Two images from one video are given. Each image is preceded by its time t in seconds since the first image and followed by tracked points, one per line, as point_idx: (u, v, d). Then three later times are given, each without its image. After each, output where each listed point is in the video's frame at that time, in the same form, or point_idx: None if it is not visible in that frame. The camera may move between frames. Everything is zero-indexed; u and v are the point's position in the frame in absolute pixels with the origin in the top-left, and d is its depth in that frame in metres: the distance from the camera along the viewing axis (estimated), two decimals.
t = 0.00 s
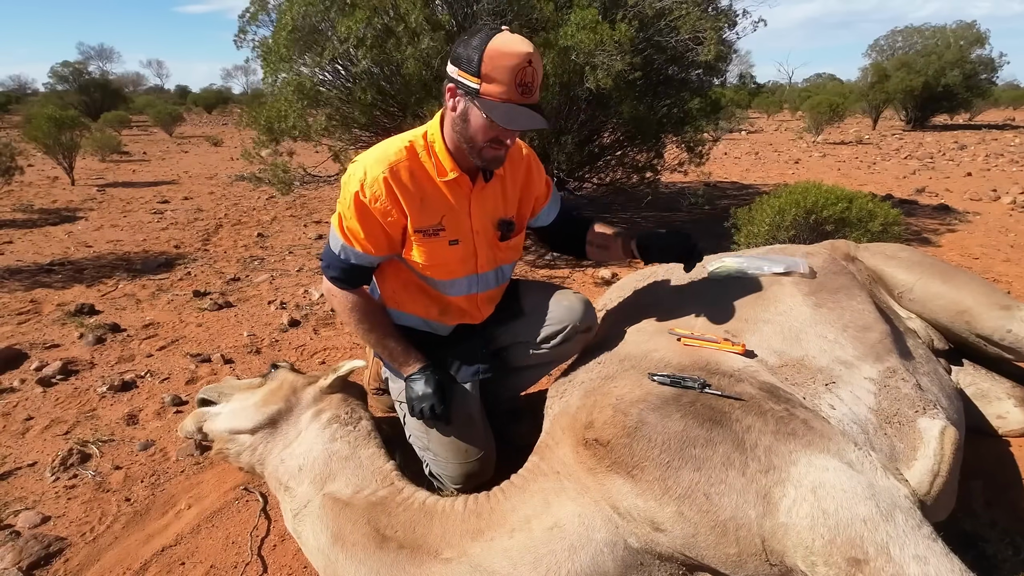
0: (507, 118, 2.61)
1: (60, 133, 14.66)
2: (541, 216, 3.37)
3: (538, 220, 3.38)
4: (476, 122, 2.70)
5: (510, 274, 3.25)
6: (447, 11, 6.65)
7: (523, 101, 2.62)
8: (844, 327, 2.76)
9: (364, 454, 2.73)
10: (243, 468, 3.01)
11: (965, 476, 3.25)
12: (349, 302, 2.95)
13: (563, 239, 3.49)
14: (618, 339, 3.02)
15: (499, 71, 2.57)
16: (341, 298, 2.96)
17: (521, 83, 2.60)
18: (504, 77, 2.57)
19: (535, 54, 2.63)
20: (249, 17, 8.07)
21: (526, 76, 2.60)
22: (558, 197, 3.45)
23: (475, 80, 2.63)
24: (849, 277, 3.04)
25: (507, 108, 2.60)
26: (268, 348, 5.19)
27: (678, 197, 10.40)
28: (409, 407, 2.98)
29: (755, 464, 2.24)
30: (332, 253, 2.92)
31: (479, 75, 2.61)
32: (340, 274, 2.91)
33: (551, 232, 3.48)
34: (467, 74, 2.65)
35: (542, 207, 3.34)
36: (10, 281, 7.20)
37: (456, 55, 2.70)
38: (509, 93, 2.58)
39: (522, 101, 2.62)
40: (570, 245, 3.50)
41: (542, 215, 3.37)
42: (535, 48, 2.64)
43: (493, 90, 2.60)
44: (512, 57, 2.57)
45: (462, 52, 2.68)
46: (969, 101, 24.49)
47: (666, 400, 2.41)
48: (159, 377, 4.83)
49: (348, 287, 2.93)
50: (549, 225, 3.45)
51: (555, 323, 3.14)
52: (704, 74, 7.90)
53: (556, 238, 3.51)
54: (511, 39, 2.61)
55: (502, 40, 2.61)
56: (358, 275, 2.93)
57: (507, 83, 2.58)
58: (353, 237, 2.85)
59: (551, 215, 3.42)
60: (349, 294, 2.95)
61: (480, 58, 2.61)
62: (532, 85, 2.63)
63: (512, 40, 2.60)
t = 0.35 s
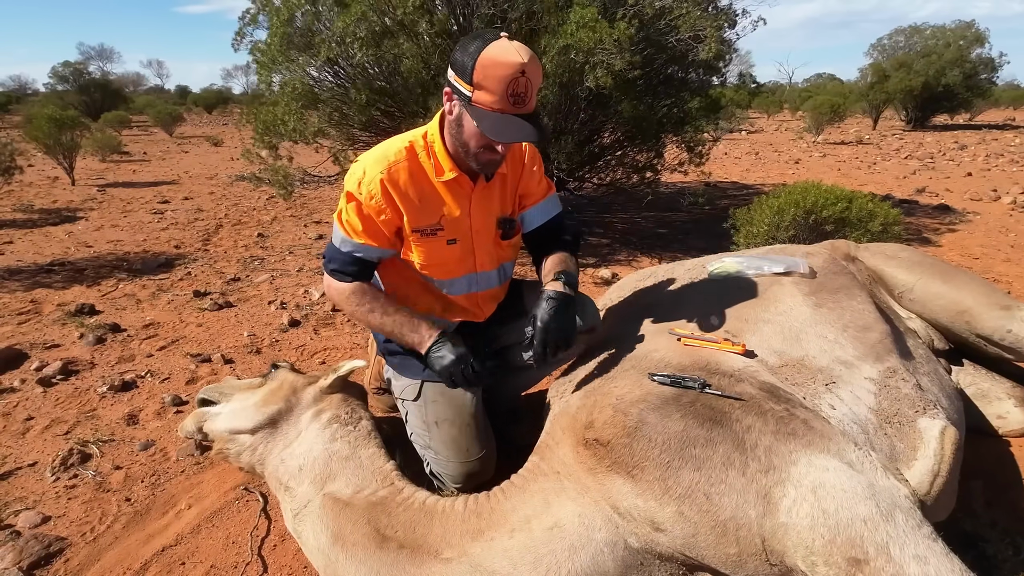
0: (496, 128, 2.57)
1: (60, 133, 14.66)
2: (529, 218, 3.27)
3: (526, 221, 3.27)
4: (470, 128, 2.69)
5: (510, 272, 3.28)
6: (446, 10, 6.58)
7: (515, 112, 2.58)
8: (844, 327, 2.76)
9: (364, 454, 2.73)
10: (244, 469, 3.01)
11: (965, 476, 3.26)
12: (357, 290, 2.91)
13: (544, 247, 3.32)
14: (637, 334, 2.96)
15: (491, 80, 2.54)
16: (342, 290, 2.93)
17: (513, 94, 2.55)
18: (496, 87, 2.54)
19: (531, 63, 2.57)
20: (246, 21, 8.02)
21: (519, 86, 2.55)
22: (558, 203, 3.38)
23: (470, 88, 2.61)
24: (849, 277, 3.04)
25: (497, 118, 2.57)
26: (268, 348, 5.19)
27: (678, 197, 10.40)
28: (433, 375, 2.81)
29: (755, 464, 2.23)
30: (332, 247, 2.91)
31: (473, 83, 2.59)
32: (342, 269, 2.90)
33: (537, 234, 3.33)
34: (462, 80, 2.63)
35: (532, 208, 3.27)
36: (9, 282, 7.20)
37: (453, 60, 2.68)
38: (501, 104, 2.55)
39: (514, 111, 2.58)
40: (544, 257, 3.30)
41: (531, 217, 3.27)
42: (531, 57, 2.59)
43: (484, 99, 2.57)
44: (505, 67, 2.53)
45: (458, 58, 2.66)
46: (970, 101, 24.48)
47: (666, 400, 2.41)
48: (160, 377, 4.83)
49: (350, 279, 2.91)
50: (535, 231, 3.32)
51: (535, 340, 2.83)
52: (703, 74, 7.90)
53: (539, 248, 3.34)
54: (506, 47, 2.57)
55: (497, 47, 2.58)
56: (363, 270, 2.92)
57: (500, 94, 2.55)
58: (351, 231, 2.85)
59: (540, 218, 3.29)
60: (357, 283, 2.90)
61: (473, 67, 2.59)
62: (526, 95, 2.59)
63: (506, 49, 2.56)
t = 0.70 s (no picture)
0: (462, 125, 2.60)
1: (60, 133, 14.64)
2: (530, 212, 3.24)
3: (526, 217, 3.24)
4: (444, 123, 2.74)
5: (514, 266, 3.20)
6: (443, 10, 6.65)
7: (483, 106, 2.60)
8: (844, 327, 2.75)
9: (365, 454, 2.73)
10: (244, 469, 3.01)
11: (966, 476, 3.26)
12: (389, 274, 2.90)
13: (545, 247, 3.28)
14: (625, 340, 2.96)
15: (456, 76, 2.58)
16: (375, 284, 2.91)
17: (479, 88, 2.57)
18: (461, 83, 2.57)
19: (497, 55, 2.56)
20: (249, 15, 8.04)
21: (485, 80, 2.56)
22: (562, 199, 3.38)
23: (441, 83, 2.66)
24: (849, 277, 3.04)
25: (467, 112, 2.60)
26: (268, 348, 5.19)
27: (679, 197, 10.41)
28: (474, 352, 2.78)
29: (755, 464, 2.23)
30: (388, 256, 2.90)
31: (441, 80, 2.63)
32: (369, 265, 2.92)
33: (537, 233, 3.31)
34: (435, 75, 2.70)
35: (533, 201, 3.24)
36: (10, 282, 7.21)
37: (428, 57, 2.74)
38: (467, 99, 2.58)
39: (482, 106, 2.59)
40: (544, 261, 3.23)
41: (533, 211, 3.25)
42: (498, 49, 2.56)
43: (453, 95, 2.61)
44: (469, 61, 2.55)
45: (433, 52, 2.71)
46: (971, 101, 24.46)
47: (666, 400, 2.41)
48: (160, 377, 4.83)
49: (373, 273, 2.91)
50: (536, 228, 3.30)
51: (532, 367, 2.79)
52: (703, 74, 7.89)
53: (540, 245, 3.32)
54: (472, 40, 2.57)
55: (464, 41, 2.59)
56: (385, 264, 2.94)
57: (465, 89, 2.57)
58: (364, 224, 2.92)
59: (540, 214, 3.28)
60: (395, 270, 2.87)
61: (443, 61, 2.63)
62: (494, 88, 2.58)
63: (472, 43, 2.56)
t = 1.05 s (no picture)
0: (447, 104, 2.74)
1: (60, 133, 14.64)
2: (525, 208, 3.27)
3: (522, 213, 3.27)
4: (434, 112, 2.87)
5: (507, 260, 3.25)
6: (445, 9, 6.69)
7: (466, 85, 2.75)
8: (844, 328, 2.75)
9: (365, 454, 2.73)
10: (244, 469, 3.00)
11: (966, 476, 3.26)
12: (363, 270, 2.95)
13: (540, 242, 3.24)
14: (627, 338, 2.96)
15: (439, 61, 2.75)
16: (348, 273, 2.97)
17: (461, 69, 2.74)
18: (443, 66, 2.74)
19: (474, 38, 2.76)
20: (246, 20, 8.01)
21: (465, 60, 2.74)
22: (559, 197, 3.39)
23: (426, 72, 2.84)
24: (850, 277, 3.04)
25: (454, 93, 2.74)
26: (268, 348, 5.19)
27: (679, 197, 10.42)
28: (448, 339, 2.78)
29: (756, 464, 2.23)
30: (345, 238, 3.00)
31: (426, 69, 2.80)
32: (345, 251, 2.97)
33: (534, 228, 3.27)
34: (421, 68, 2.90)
35: (530, 198, 3.27)
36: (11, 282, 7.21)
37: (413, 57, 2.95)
38: (450, 79, 2.74)
39: (464, 85, 2.75)
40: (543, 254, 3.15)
41: (530, 206, 3.27)
42: (476, 33, 2.77)
43: (438, 80, 2.77)
44: (449, 45, 2.74)
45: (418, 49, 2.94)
46: (971, 101, 24.44)
47: (667, 400, 2.41)
48: (160, 378, 4.83)
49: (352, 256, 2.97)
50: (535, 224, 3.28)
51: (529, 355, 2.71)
52: (704, 74, 7.89)
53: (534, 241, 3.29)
54: (450, 28, 2.78)
55: (443, 30, 2.80)
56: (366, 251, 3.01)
57: (447, 71, 2.74)
58: (356, 211, 3.00)
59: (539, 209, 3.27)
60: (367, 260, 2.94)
61: (426, 52, 2.83)
62: (475, 67, 2.75)
63: (450, 30, 2.77)
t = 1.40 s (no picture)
0: (426, 116, 2.70)
1: (60, 133, 14.64)
2: (514, 212, 3.23)
3: (511, 217, 3.24)
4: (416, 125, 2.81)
5: (493, 266, 3.22)
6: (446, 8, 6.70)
7: (443, 94, 2.69)
8: (845, 328, 2.75)
9: (364, 455, 2.73)
10: (244, 469, 3.01)
11: (967, 477, 3.25)
12: (352, 290, 3.01)
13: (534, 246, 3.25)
14: (621, 341, 2.97)
15: (413, 71, 2.69)
16: (334, 286, 3.04)
17: (437, 77, 2.67)
18: (418, 77, 2.68)
19: (447, 45, 2.69)
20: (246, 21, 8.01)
21: (439, 69, 2.67)
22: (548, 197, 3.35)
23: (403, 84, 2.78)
24: (850, 277, 3.04)
25: (433, 103, 2.68)
26: (269, 348, 5.20)
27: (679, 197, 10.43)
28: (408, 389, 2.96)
29: (756, 464, 2.23)
30: (330, 253, 3.02)
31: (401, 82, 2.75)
32: (330, 265, 3.02)
33: (525, 229, 3.27)
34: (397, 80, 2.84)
35: (518, 201, 3.23)
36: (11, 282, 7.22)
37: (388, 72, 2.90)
38: (425, 90, 2.68)
39: (441, 94, 2.69)
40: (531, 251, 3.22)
41: (516, 211, 3.23)
42: (448, 41, 2.70)
43: (415, 92, 2.70)
44: (421, 55, 2.69)
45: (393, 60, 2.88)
46: (971, 101, 24.45)
47: (667, 400, 2.41)
48: (160, 378, 4.83)
49: (340, 274, 3.01)
50: (525, 225, 3.27)
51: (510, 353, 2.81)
52: (704, 74, 7.90)
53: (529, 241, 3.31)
54: (422, 37, 2.72)
55: (416, 40, 2.74)
56: (353, 267, 3.03)
57: (422, 82, 2.68)
58: (341, 225, 2.97)
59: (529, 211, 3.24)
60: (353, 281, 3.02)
61: (400, 63, 2.77)
62: (450, 76, 2.69)
63: (423, 39, 2.71)
